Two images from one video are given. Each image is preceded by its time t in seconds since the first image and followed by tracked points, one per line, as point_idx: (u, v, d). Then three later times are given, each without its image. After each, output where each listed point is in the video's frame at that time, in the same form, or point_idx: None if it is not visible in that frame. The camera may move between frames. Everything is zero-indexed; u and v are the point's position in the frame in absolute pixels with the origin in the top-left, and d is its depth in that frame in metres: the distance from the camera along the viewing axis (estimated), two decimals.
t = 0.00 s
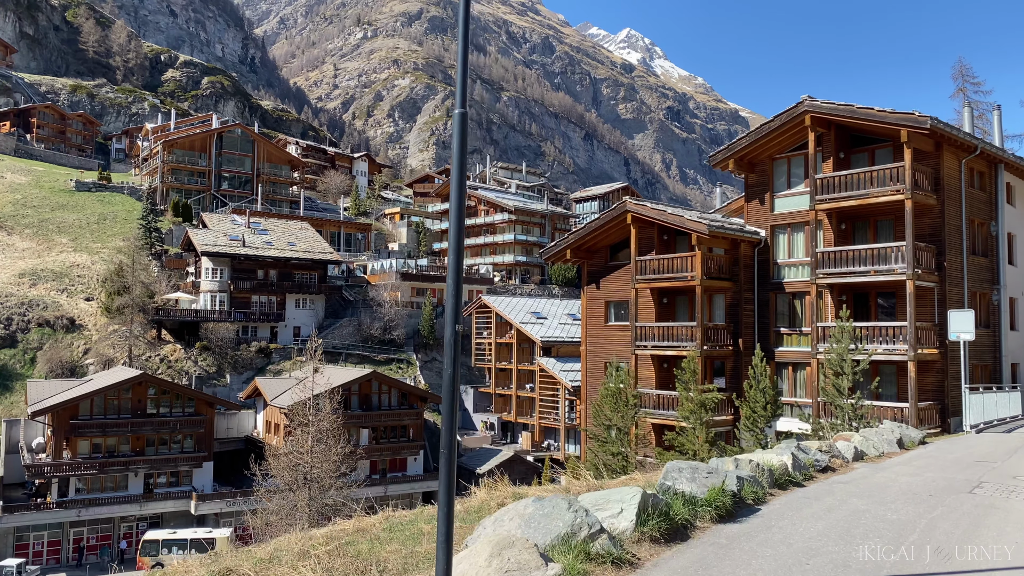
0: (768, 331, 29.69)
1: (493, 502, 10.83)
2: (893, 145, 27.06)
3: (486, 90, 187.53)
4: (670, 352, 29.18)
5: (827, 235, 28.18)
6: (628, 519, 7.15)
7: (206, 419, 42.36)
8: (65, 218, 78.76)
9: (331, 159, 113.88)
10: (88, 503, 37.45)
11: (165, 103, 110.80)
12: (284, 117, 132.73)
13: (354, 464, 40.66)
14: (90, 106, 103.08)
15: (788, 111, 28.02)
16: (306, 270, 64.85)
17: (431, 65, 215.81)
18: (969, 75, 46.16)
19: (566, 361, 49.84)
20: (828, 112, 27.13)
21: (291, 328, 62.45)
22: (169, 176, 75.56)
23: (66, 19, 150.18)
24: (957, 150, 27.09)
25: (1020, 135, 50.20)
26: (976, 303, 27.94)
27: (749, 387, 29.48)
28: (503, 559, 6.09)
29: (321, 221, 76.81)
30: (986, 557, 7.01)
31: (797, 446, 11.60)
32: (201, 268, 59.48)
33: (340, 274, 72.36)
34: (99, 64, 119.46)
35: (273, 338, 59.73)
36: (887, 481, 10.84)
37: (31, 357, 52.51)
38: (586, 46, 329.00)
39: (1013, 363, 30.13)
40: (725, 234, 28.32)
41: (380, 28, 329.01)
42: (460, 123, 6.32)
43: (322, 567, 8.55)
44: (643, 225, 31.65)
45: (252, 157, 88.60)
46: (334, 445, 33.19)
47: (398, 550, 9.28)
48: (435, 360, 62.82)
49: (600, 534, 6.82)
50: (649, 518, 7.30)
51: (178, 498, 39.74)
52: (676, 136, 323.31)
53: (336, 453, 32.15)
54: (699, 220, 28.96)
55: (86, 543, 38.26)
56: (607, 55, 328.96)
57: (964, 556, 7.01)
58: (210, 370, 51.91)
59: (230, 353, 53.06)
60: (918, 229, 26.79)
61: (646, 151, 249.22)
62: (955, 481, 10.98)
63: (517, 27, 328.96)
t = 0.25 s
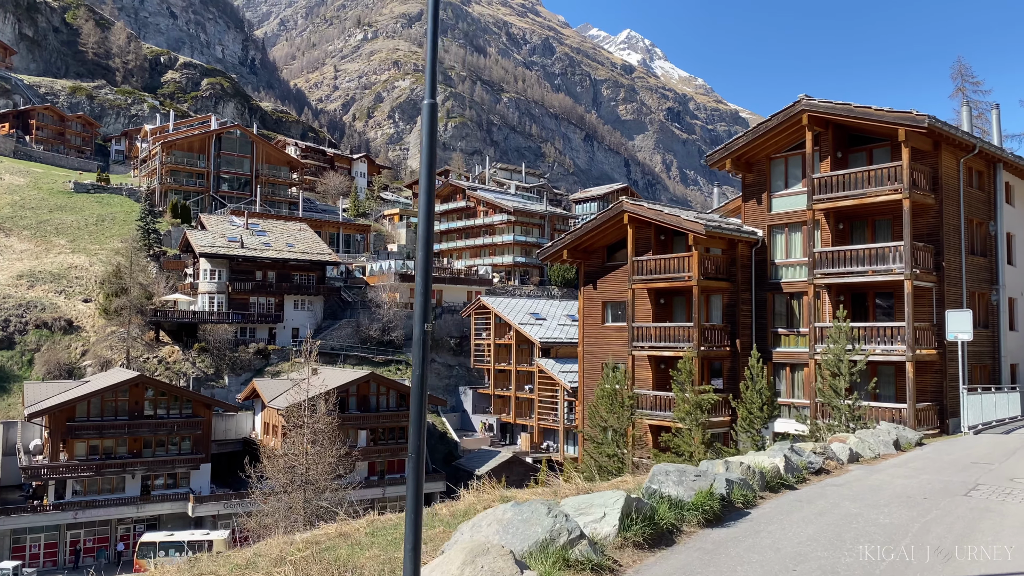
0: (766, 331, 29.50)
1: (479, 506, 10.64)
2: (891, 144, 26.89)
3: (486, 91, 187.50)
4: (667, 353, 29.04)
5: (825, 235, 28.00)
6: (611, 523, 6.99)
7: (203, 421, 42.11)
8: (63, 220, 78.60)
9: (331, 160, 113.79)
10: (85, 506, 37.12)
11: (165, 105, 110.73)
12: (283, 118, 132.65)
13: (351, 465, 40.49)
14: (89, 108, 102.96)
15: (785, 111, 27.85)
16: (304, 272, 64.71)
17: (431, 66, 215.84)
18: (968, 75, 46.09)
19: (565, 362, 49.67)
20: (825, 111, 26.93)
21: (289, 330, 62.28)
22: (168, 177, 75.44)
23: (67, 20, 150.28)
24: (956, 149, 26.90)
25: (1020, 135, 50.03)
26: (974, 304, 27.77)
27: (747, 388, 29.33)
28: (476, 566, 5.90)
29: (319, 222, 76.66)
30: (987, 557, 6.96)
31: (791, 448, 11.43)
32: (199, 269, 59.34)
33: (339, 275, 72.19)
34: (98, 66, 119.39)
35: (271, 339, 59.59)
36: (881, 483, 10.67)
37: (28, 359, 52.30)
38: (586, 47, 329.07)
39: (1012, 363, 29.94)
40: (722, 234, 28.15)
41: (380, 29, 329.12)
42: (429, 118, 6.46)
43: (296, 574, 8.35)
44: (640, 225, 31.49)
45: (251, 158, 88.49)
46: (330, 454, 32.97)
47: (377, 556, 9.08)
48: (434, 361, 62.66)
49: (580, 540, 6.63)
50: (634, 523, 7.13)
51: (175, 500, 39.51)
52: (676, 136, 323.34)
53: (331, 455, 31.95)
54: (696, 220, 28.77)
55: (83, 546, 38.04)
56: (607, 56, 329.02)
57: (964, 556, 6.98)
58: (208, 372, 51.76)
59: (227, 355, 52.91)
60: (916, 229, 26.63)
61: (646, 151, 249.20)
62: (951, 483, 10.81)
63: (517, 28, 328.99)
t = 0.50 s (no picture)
0: (763, 331, 29.32)
1: (463, 509, 10.46)
2: (888, 142, 26.72)
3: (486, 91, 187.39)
4: (663, 353, 28.89)
5: (822, 234, 27.82)
6: (590, 527, 6.82)
7: (200, 422, 41.88)
8: (61, 220, 78.44)
9: (330, 160, 113.64)
10: (81, 507, 36.89)
11: (164, 105, 110.63)
12: (283, 118, 132.55)
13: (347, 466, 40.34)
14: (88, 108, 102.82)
15: (781, 109, 27.68)
16: (302, 272, 64.56)
17: (432, 66, 215.67)
18: (966, 73, 45.98)
19: (564, 362, 49.50)
20: (822, 109, 26.74)
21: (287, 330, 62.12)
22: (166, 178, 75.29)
23: (66, 21, 150.20)
24: (953, 147, 26.72)
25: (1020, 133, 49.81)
26: (972, 302, 27.57)
27: (743, 387, 29.16)
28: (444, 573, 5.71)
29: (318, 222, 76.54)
30: (987, 557, 6.90)
31: (783, 449, 11.26)
32: (197, 269, 59.18)
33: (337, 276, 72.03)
34: (97, 66, 119.32)
35: (269, 340, 59.46)
36: (874, 484, 10.48)
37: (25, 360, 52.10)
38: (586, 47, 329.06)
39: (1011, 363, 29.75)
40: (718, 233, 27.97)
41: (380, 30, 329.01)
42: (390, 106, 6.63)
43: None
44: (636, 224, 31.31)
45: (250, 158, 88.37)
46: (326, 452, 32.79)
47: (352, 561, 8.93)
48: (432, 361, 62.46)
49: (555, 545, 6.45)
50: (614, 527, 6.95)
51: (173, 502, 39.34)
52: (677, 136, 323.16)
53: (326, 457, 31.78)
54: (692, 219, 28.59)
55: (80, 547, 37.86)
56: (607, 56, 328.94)
57: (965, 557, 6.89)
58: (206, 372, 51.60)
59: (225, 355, 52.76)
60: (913, 228, 26.47)
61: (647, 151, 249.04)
62: (945, 484, 10.61)
63: (517, 28, 328.98)
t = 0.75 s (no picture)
0: (759, 330, 29.16)
1: (445, 512, 10.29)
2: (885, 140, 26.56)
3: (485, 91, 187.35)
4: (658, 353, 28.75)
5: (818, 233, 27.66)
6: (566, 532, 6.64)
7: (196, 422, 41.89)
8: (59, 220, 78.23)
9: (329, 161, 113.54)
10: (77, 508, 36.68)
11: (163, 105, 110.48)
12: (282, 118, 132.43)
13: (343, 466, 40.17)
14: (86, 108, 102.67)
15: (777, 107, 27.53)
16: (300, 272, 64.40)
17: (431, 66, 215.67)
18: (964, 72, 45.84)
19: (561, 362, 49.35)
20: (817, 107, 26.59)
21: (285, 330, 61.97)
22: (164, 177, 75.11)
23: (66, 21, 150.05)
24: (950, 145, 26.54)
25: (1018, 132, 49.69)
26: (969, 302, 27.40)
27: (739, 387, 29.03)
28: None
29: (316, 222, 76.40)
30: (987, 556, 6.90)
31: (772, 450, 11.11)
32: (194, 269, 59.04)
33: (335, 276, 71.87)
34: (96, 66, 119.21)
35: (267, 340, 59.29)
36: (865, 486, 10.32)
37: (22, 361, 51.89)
38: (586, 46, 329.09)
39: (1009, 362, 29.59)
40: (713, 232, 27.82)
41: (380, 29, 328.94)
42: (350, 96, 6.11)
43: None
44: (632, 223, 31.16)
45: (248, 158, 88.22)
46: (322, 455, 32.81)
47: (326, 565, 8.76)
48: (430, 361, 62.29)
49: (527, 551, 6.28)
50: (590, 530, 6.77)
51: (170, 502, 39.24)
52: (676, 136, 323.14)
53: (320, 458, 31.66)
54: (687, 218, 28.44)
55: (76, 548, 37.56)
56: (607, 56, 328.95)
57: (965, 556, 6.89)
58: (203, 373, 51.45)
59: (222, 355, 52.61)
60: (910, 227, 26.31)
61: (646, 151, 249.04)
62: (937, 485, 10.46)
63: (517, 28, 329.00)
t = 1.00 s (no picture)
0: (755, 330, 28.98)
1: (428, 512, 10.12)
2: (881, 139, 26.40)
3: (485, 91, 187.34)
4: (654, 353, 28.58)
5: (814, 232, 27.50)
6: (541, 534, 6.47)
7: (192, 423, 41.68)
8: (56, 221, 78.05)
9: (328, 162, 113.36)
10: (73, 509, 36.62)
11: (162, 106, 110.29)
12: (281, 120, 132.42)
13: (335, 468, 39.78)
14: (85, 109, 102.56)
15: (772, 106, 27.40)
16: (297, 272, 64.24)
17: (431, 67, 215.63)
18: (962, 71, 45.67)
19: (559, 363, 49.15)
20: (813, 106, 26.43)
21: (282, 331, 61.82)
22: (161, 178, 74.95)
23: (65, 22, 150.02)
24: (947, 144, 26.37)
25: (1017, 132, 49.51)
26: (966, 301, 27.25)
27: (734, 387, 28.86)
28: None
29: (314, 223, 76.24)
30: (986, 556, 6.85)
31: (761, 450, 10.95)
32: (191, 270, 58.89)
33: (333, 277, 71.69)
34: (94, 67, 119.04)
35: (264, 340, 59.09)
36: (855, 488, 10.14)
37: (18, 361, 51.73)
38: (586, 47, 329.14)
39: (1006, 362, 29.40)
40: (709, 231, 27.65)
41: (380, 30, 328.98)
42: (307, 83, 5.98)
43: None
44: (628, 223, 30.98)
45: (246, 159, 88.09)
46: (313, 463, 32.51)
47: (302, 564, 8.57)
48: (428, 362, 62.09)
49: (497, 554, 6.10)
50: (565, 533, 6.59)
51: (166, 503, 39.26)
52: (676, 137, 323.10)
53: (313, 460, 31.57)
54: (683, 217, 28.26)
55: (71, 550, 37.39)
56: (607, 57, 328.99)
57: (964, 555, 6.86)
58: (200, 374, 51.26)
59: (220, 356, 52.44)
60: (906, 226, 26.16)
61: (646, 152, 248.93)
62: (929, 487, 10.26)
63: (517, 29, 328.97)
